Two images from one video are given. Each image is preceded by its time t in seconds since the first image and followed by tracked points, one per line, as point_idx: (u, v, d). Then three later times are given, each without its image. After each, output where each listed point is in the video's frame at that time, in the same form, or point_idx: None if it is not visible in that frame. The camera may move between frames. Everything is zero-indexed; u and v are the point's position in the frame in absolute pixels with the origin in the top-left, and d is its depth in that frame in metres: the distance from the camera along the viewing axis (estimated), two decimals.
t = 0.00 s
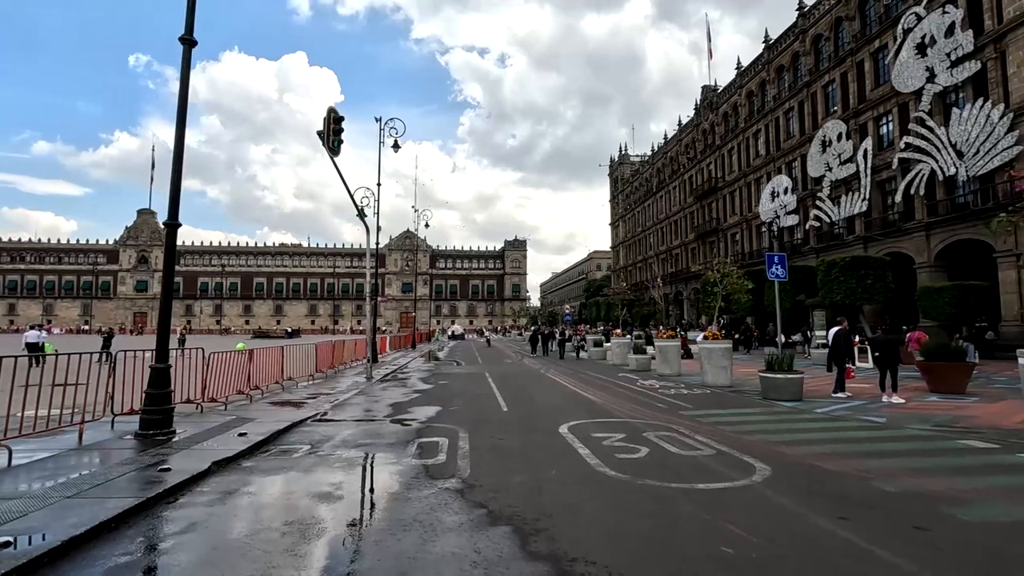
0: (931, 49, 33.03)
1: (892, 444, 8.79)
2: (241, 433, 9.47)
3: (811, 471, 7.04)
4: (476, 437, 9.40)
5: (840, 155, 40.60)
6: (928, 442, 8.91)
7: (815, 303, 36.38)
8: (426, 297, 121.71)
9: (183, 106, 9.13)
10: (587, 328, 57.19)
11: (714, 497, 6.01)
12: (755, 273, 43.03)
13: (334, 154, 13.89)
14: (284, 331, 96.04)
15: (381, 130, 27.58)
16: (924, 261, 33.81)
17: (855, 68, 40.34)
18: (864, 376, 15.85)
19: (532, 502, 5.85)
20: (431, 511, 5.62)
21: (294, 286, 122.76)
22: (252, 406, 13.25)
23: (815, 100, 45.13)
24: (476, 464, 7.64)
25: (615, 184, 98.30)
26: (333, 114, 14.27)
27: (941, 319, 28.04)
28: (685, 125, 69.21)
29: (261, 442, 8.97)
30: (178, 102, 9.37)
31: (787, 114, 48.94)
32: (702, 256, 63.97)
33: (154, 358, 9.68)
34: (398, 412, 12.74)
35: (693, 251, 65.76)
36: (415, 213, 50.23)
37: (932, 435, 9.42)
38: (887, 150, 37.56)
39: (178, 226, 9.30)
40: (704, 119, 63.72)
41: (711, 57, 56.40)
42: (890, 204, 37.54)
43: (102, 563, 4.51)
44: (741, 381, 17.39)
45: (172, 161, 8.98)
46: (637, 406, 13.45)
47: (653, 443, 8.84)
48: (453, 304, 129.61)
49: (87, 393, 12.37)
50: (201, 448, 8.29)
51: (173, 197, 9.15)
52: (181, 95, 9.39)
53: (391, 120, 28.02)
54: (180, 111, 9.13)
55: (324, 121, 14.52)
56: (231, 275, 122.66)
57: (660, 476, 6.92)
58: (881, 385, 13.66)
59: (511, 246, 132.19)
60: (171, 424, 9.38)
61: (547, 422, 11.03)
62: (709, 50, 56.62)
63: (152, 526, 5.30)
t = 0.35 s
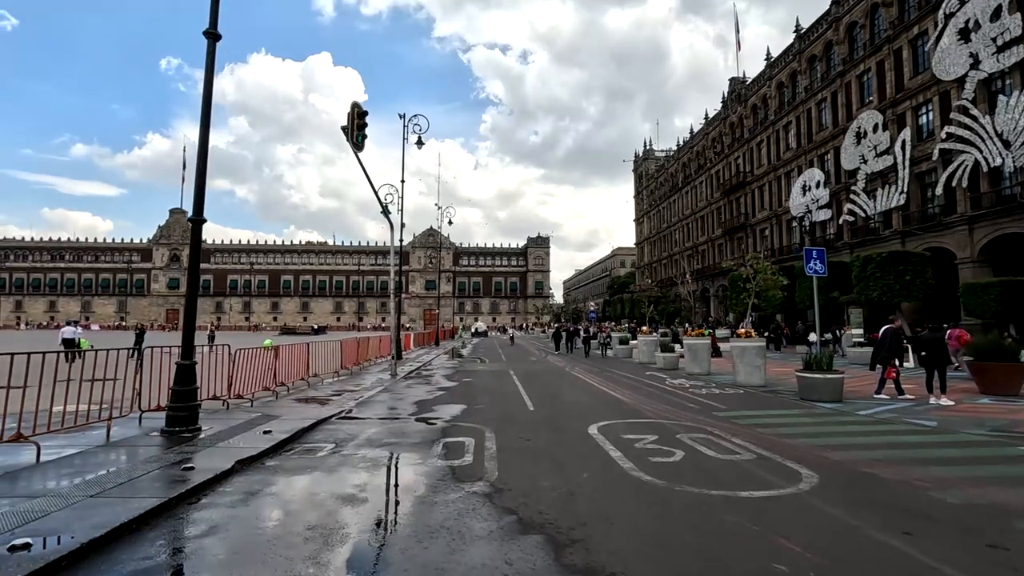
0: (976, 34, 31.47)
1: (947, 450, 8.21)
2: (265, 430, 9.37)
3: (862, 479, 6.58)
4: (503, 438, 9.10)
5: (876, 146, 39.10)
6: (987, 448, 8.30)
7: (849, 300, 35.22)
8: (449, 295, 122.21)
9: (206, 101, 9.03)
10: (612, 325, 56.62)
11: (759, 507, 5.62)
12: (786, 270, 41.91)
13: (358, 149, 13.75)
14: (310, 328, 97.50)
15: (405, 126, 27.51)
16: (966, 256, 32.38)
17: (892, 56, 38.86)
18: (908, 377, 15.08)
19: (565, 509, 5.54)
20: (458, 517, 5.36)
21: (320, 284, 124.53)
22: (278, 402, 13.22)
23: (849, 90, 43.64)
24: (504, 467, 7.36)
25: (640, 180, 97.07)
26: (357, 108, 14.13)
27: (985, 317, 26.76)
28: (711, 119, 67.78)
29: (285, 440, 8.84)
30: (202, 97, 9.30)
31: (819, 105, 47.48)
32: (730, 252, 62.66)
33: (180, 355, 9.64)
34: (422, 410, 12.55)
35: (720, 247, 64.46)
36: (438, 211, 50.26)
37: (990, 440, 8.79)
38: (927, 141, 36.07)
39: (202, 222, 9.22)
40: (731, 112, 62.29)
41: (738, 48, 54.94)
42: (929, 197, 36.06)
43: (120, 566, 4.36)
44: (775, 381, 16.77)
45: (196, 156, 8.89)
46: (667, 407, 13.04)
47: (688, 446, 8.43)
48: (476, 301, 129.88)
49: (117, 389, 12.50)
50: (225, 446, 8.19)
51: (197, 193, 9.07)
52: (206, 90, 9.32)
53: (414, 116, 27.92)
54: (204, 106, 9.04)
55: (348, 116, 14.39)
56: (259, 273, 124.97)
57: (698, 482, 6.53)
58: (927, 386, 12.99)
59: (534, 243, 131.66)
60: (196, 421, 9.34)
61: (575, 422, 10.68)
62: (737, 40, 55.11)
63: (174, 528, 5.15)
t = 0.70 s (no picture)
0: (1002, 24, 30.29)
1: (989, 455, 7.76)
2: (275, 431, 9.14)
3: (902, 487, 6.16)
4: (518, 439, 8.77)
5: (897, 141, 38.13)
6: None
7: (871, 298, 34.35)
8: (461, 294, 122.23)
9: (214, 92, 8.80)
10: (625, 325, 56.05)
11: (794, 518, 5.24)
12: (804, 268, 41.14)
13: (369, 144, 13.51)
14: (324, 327, 98.02)
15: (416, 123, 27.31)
16: (991, 253, 31.48)
17: (914, 49, 37.93)
18: (938, 377, 14.52)
19: (586, 517, 5.20)
20: (474, 525, 5.05)
21: (333, 283, 125.09)
22: (289, 402, 13.01)
23: (868, 84, 42.72)
24: (520, 471, 7.04)
25: (653, 178, 96.20)
26: (368, 102, 13.88)
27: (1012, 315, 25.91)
28: (726, 115, 66.85)
29: (295, 441, 8.60)
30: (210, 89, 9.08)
31: (838, 100, 46.52)
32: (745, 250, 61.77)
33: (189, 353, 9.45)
34: (435, 410, 12.29)
35: (735, 245, 63.57)
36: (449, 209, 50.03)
37: None
38: (951, 135, 35.12)
39: (210, 216, 9.01)
40: (747, 108, 61.36)
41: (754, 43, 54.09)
42: (953, 193, 35.16)
43: None
44: (797, 381, 16.27)
45: (204, 149, 8.67)
46: (687, 407, 12.64)
47: (711, 449, 8.03)
48: (488, 300, 129.73)
49: (126, 387, 12.38)
50: (233, 447, 7.97)
51: (205, 187, 8.86)
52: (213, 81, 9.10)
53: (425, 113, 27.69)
54: (213, 97, 8.83)
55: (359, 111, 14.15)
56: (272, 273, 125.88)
57: (726, 488, 6.16)
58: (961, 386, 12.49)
59: (546, 241, 131.10)
60: (205, 420, 9.13)
61: (592, 423, 10.33)
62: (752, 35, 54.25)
63: (175, 534, 4.90)
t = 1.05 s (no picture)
0: None
1: None
2: (304, 430, 9.04)
3: (971, 497, 5.67)
4: (550, 441, 8.45)
5: (942, 130, 36.23)
6: None
7: (915, 294, 32.90)
8: (488, 292, 122.36)
9: (242, 88, 8.74)
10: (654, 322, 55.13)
11: (855, 531, 4.82)
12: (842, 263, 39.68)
13: (396, 140, 13.38)
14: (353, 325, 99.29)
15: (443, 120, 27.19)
16: None
17: (960, 32, 36.19)
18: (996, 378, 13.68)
19: (628, 527, 4.87)
20: (509, 533, 4.79)
21: (361, 281, 126.62)
22: (318, 400, 13.00)
23: (910, 71, 40.96)
24: (553, 475, 6.74)
25: (681, 173, 94.55)
26: (395, 98, 13.75)
27: None
28: (758, 107, 65.10)
29: (323, 440, 8.47)
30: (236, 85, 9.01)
31: (877, 88, 44.78)
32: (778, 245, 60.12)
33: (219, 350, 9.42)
34: (464, 409, 12.08)
35: (768, 240, 61.89)
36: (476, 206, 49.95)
37: None
38: (1001, 121, 33.37)
39: (238, 213, 8.95)
40: (779, 99, 59.63)
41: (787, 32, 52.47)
42: (1003, 183, 33.43)
43: None
44: (839, 381, 15.58)
45: (231, 146, 8.59)
46: (724, 407, 12.17)
47: (756, 453, 7.59)
48: (514, 297, 129.64)
49: (159, 384, 12.51)
50: (263, 446, 7.87)
51: (234, 183, 8.81)
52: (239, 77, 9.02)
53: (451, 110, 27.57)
54: (240, 93, 8.77)
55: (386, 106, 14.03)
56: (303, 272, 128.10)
57: (777, 496, 5.75)
58: None
59: (573, 238, 130.26)
60: (235, 418, 9.10)
61: (627, 424, 9.95)
62: (785, 23, 52.61)
63: (202, 537, 4.77)
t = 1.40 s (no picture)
0: None
1: None
2: (341, 429, 8.92)
3: None
4: (593, 444, 8.08)
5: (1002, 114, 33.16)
6: None
7: (973, 289, 31.08)
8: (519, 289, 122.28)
9: (277, 84, 8.65)
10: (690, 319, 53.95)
11: (942, 550, 4.34)
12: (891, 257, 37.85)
13: (430, 135, 13.20)
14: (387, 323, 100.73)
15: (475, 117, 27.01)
16: None
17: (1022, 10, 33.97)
18: None
19: (689, 542, 4.49)
20: (557, 546, 4.47)
21: (395, 280, 128.27)
22: (355, 398, 12.96)
23: (966, 53, 38.75)
24: (600, 481, 6.38)
25: (717, 166, 92.40)
26: (429, 93, 13.57)
27: None
28: (799, 96, 62.81)
29: (360, 441, 8.32)
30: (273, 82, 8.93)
31: (928, 73, 42.57)
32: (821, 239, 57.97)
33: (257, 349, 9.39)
34: (501, 409, 11.83)
35: (810, 234, 59.82)
36: (508, 203, 49.76)
37: None
38: None
39: (274, 211, 8.87)
40: (822, 88, 57.41)
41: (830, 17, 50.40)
42: None
43: None
44: (896, 381, 14.70)
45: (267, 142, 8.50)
46: (773, 408, 11.57)
47: (817, 460, 7.07)
48: (546, 295, 129.21)
49: (201, 382, 12.65)
50: (300, 446, 7.77)
51: (270, 181, 8.74)
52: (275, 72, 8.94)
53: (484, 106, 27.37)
54: (275, 89, 8.67)
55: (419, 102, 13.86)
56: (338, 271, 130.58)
57: (850, 509, 5.27)
58: None
59: (605, 235, 128.97)
60: (273, 417, 9.05)
61: (672, 426, 9.49)
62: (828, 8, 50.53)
63: (240, 543, 4.61)
